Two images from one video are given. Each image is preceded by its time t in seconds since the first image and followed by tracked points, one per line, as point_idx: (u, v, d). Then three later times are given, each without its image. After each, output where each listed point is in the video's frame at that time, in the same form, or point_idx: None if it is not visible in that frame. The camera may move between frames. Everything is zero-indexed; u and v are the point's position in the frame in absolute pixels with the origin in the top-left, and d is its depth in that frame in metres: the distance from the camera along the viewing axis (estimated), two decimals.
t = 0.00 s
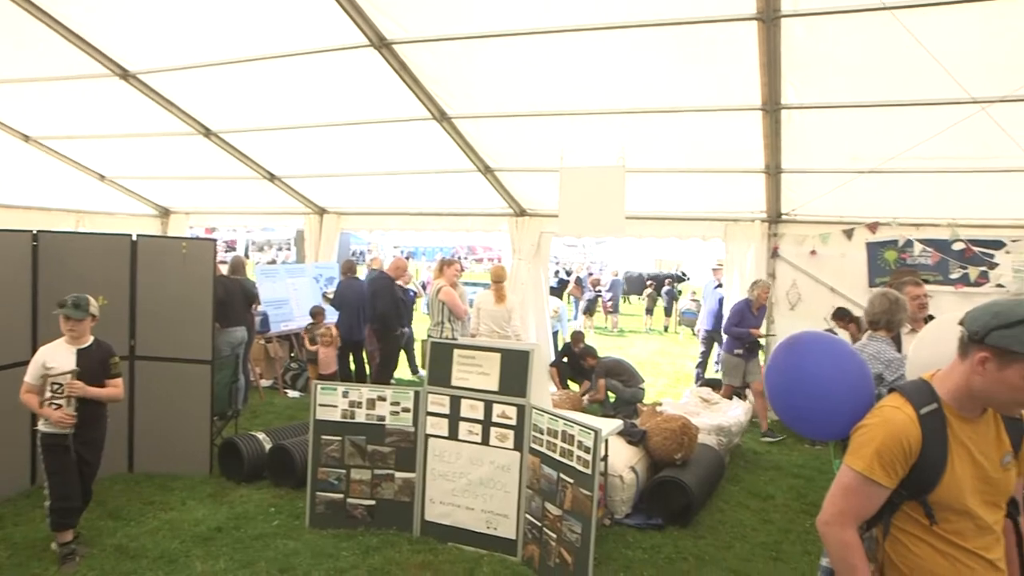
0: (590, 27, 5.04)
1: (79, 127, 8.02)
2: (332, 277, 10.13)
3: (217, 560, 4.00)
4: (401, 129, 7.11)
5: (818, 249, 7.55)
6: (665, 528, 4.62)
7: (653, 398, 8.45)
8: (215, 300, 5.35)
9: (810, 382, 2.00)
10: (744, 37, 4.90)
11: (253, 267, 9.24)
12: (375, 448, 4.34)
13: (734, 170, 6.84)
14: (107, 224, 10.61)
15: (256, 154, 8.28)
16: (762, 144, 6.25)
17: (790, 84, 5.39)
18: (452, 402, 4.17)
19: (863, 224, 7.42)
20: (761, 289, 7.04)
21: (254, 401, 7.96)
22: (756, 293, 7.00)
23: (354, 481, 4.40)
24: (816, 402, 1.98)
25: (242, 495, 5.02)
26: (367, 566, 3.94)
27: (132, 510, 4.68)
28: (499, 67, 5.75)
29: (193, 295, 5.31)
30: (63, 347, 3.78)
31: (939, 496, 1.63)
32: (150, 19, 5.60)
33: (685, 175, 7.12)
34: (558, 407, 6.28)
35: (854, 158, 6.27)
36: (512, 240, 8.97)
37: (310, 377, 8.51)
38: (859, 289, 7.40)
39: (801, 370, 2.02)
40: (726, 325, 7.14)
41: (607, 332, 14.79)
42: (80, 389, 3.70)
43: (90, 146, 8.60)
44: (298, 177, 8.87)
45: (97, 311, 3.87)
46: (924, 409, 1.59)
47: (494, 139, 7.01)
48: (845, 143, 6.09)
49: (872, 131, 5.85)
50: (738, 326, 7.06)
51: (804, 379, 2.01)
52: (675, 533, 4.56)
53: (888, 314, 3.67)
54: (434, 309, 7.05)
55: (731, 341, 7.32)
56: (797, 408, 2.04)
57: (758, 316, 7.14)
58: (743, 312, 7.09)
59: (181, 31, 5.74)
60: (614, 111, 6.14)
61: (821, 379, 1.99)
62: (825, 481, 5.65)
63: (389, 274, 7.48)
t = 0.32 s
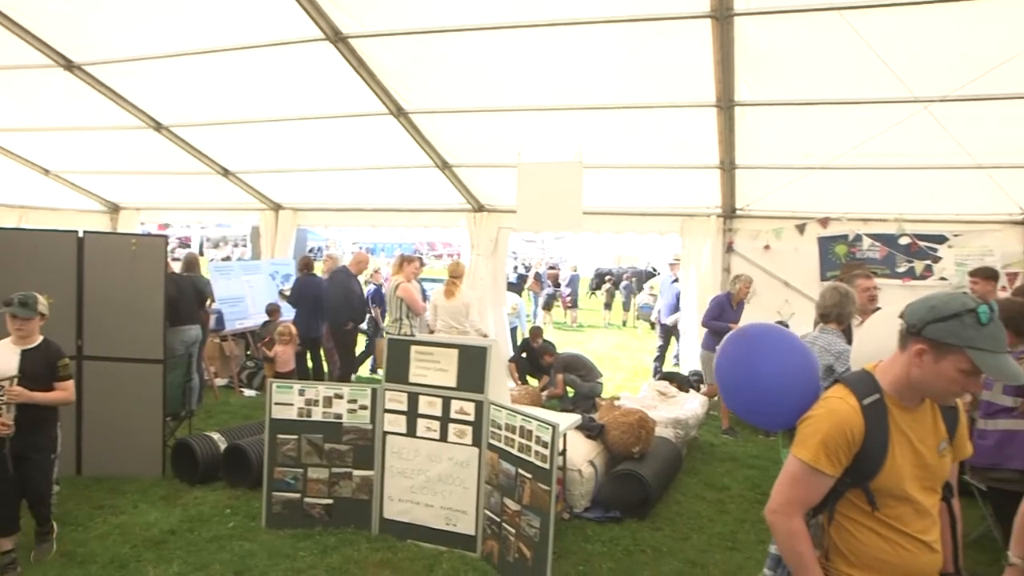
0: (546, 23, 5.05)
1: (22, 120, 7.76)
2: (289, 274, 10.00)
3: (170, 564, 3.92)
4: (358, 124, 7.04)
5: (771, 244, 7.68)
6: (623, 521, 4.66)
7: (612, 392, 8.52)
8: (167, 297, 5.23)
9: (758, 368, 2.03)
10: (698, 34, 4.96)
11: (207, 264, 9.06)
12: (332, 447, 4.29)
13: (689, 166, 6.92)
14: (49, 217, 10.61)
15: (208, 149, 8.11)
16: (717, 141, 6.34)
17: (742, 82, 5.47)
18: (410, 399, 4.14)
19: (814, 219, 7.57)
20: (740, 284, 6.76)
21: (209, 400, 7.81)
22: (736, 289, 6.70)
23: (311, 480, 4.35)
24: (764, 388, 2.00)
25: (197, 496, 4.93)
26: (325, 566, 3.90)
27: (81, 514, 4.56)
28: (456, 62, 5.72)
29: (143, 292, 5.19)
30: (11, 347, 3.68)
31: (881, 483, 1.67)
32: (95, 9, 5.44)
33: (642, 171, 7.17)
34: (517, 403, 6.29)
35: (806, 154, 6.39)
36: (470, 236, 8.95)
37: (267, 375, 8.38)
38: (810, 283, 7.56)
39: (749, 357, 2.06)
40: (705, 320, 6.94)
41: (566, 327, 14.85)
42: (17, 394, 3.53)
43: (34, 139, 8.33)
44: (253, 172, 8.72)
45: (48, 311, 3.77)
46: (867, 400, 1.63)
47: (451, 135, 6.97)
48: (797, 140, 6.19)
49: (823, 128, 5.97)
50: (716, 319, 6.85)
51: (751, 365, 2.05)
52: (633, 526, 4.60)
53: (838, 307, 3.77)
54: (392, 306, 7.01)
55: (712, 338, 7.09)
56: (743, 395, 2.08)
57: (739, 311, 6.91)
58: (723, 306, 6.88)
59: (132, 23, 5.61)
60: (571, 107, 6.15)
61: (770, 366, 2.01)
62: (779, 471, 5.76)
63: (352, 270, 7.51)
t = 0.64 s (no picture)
0: (501, 19, 5.04)
1: None
2: (244, 271, 9.84)
3: (121, 570, 3.83)
4: (313, 120, 6.95)
5: (727, 239, 7.78)
6: (582, 515, 4.68)
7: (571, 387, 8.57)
8: (115, 295, 5.11)
9: (709, 360, 2.05)
10: (653, 32, 5.02)
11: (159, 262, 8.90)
12: (288, 446, 4.24)
13: (646, 162, 6.98)
14: None
15: (159, 145, 7.93)
16: (672, 137, 6.40)
17: (697, 79, 5.53)
18: (367, 397, 4.11)
19: (768, 214, 7.69)
20: (717, 281, 6.54)
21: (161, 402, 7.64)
22: (711, 287, 6.50)
23: (267, 480, 4.29)
24: (714, 379, 2.03)
25: (149, 500, 4.82)
26: (282, 567, 3.85)
27: (26, 522, 4.43)
28: (412, 56, 5.68)
29: (90, 291, 5.07)
30: None
31: (825, 470, 1.70)
32: None
33: (599, 167, 7.21)
34: (475, 399, 6.28)
35: (759, 150, 6.49)
36: (428, 233, 8.91)
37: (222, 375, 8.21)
38: (764, 277, 7.69)
39: (698, 348, 2.08)
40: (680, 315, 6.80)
41: (526, 323, 14.89)
42: None
43: None
44: (206, 169, 8.55)
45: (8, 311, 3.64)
46: (812, 389, 1.67)
47: (408, 131, 6.93)
48: (751, 137, 6.28)
49: (775, 125, 6.08)
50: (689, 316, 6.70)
51: (699, 358, 2.07)
52: (592, 520, 4.63)
53: (790, 300, 3.85)
54: (350, 304, 6.92)
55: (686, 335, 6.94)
56: (691, 386, 2.10)
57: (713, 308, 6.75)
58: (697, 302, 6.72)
59: (77, 14, 5.45)
60: (528, 103, 6.16)
61: (720, 358, 2.04)
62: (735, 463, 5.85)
63: (308, 266, 7.38)
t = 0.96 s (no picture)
0: (460, 12, 5.01)
1: None
2: (202, 269, 9.66)
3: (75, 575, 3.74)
4: (270, 114, 6.85)
5: (686, 232, 7.87)
6: (545, 508, 4.69)
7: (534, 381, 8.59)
8: (66, 294, 4.97)
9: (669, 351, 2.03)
10: (613, 26, 5.04)
11: (113, 259, 8.72)
12: (247, 445, 4.18)
13: (606, 156, 7.02)
14: None
15: (111, 139, 7.74)
16: (631, 131, 6.44)
17: (656, 74, 5.57)
18: (327, 394, 4.07)
19: (726, 207, 7.79)
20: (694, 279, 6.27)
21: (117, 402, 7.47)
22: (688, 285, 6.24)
23: (226, 480, 4.23)
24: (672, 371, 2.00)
25: (104, 503, 4.72)
26: (242, 568, 3.80)
27: None
28: (370, 49, 5.62)
29: (39, 289, 4.91)
30: None
31: (780, 458, 1.73)
32: None
33: (560, 161, 7.23)
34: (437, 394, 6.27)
35: (717, 144, 6.56)
36: (389, 228, 8.85)
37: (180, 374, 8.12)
38: (723, 270, 7.79)
39: (657, 339, 2.04)
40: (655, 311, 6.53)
41: (489, 317, 14.88)
42: None
43: None
44: (160, 164, 8.37)
45: None
46: (771, 379, 1.69)
47: (367, 125, 6.86)
48: (709, 131, 6.35)
49: (733, 120, 6.15)
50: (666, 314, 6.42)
51: (662, 345, 2.04)
52: (555, 512, 4.65)
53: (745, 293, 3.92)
54: (310, 300, 6.84)
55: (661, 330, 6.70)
56: (642, 375, 2.09)
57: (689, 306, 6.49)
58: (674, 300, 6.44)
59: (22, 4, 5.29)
60: (488, 97, 6.14)
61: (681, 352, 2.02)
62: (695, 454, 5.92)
63: (267, 262, 7.32)
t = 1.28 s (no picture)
0: None
1: None
2: (151, 260, 9.42)
3: None
4: (221, 101, 6.70)
5: (642, 223, 7.93)
6: (501, 498, 4.71)
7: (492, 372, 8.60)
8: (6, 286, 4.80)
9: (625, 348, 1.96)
10: (568, 17, 5.05)
11: (57, 251, 8.45)
12: (199, 440, 4.10)
13: (563, 147, 7.03)
14: None
15: (53, 126, 7.48)
16: (587, 121, 6.46)
17: (612, 65, 5.60)
18: (281, 386, 4.01)
19: (681, 198, 7.88)
20: (664, 271, 6.23)
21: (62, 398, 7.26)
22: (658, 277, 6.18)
23: (178, 475, 4.15)
24: (625, 372, 1.95)
25: (48, 502, 4.59)
26: (194, 565, 3.73)
27: None
28: (324, 36, 5.53)
29: None
30: None
31: (736, 435, 1.76)
32: None
33: (517, 151, 7.22)
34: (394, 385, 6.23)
35: (672, 136, 6.62)
36: (344, 218, 8.75)
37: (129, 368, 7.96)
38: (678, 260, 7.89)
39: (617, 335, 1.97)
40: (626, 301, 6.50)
41: (447, 308, 14.84)
42: None
43: None
44: (106, 152, 8.12)
45: None
46: (726, 357, 1.72)
47: (321, 113, 6.76)
48: (664, 122, 6.41)
49: (687, 111, 6.22)
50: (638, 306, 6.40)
51: (617, 340, 1.98)
52: (512, 502, 4.66)
53: (699, 283, 3.99)
54: (264, 292, 6.72)
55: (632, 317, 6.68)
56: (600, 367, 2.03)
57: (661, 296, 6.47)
58: (646, 291, 6.42)
59: None
60: (444, 86, 6.10)
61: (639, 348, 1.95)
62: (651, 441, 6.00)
63: (220, 253, 7.17)
